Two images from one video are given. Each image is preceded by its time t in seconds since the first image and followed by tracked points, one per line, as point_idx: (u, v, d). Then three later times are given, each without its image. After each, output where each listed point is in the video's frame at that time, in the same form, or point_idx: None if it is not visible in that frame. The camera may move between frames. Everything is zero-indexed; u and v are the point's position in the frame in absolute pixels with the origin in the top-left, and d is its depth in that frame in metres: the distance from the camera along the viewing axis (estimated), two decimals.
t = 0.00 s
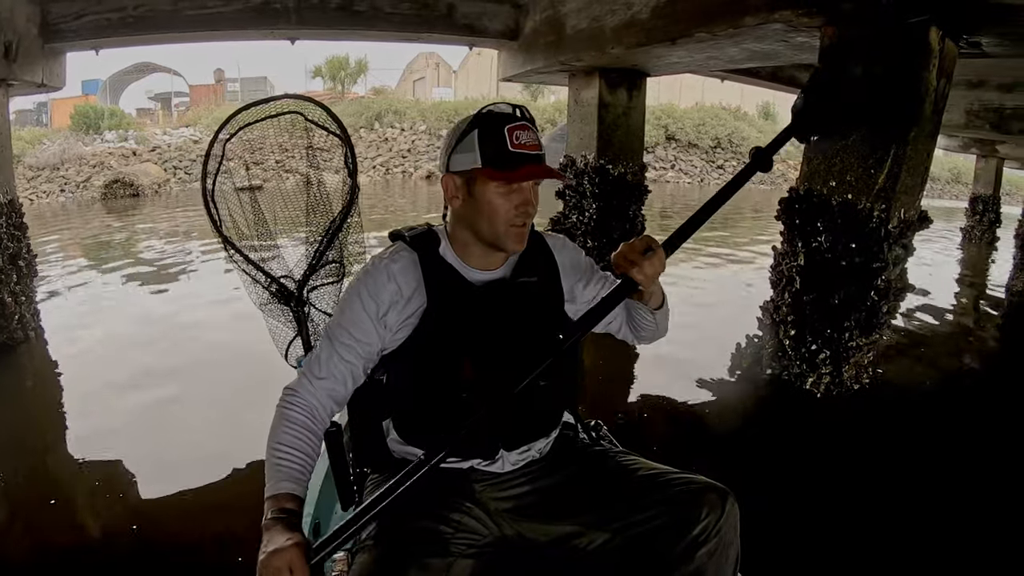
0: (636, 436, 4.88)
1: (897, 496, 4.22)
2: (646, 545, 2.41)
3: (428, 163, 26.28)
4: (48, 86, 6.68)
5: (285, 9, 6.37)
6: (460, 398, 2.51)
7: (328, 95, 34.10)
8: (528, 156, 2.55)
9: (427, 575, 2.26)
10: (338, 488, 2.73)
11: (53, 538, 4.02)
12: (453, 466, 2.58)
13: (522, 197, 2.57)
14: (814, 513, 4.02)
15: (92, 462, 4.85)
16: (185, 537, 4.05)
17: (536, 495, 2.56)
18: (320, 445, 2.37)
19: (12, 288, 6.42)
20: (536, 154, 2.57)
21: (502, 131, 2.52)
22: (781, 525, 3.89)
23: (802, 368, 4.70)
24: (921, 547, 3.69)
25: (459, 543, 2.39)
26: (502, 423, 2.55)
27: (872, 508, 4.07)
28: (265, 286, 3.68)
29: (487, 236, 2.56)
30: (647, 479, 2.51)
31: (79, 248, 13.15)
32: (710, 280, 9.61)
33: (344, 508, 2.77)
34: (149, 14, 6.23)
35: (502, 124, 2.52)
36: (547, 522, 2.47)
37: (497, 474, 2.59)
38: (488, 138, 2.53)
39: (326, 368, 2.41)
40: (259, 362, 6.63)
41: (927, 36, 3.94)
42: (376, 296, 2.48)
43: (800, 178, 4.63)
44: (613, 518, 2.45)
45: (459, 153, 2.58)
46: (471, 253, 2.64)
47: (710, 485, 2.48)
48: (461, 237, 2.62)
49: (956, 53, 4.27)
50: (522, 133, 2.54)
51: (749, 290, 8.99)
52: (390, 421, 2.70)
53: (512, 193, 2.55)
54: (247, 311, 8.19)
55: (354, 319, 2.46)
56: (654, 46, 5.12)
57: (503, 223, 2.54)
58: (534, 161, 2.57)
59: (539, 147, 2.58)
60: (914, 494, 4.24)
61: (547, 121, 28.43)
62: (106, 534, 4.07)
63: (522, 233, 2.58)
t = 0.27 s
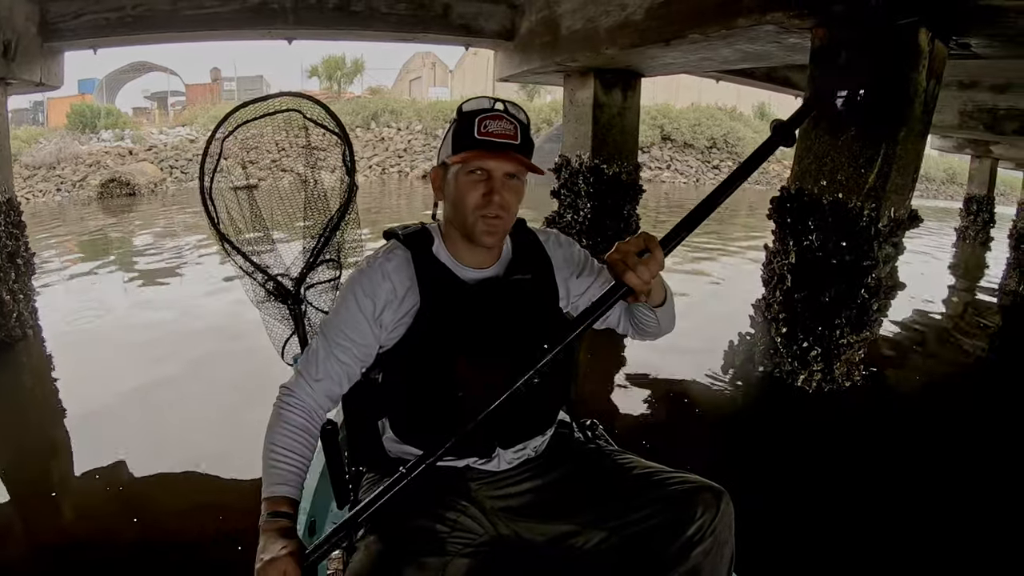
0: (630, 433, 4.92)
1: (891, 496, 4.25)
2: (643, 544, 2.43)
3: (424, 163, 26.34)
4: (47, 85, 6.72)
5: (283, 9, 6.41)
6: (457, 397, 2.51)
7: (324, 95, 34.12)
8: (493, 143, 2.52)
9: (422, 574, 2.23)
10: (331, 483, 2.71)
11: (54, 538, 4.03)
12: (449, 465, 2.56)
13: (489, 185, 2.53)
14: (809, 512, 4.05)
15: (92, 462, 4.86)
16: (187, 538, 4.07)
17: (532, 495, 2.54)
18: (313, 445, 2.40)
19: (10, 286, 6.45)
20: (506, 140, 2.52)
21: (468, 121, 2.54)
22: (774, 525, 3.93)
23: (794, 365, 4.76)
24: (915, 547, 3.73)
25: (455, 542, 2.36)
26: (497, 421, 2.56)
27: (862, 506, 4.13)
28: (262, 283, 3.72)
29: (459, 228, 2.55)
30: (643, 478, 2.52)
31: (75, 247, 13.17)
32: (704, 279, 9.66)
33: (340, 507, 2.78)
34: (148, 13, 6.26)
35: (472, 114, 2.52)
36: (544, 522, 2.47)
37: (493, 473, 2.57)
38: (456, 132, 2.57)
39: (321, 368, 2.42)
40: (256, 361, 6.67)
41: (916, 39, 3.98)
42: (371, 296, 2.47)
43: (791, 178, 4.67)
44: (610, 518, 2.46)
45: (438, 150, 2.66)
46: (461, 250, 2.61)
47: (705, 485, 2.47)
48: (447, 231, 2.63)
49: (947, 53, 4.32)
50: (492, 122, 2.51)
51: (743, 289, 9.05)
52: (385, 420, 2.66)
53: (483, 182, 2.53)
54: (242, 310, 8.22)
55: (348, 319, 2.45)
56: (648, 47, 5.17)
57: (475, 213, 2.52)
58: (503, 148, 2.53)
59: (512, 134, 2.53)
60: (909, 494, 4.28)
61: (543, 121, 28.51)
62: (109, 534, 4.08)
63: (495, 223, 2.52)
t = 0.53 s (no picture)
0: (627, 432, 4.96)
1: (885, 497, 4.28)
2: (644, 540, 2.35)
3: (423, 163, 26.40)
4: (48, 84, 6.77)
5: (283, 10, 6.48)
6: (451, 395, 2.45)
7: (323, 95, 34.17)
8: (494, 139, 2.54)
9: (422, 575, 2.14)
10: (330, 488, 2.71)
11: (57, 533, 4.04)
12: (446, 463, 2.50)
13: (490, 180, 2.55)
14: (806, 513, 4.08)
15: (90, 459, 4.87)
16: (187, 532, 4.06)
17: (531, 494, 2.47)
18: (311, 437, 2.39)
19: (12, 283, 6.51)
20: (506, 137, 2.54)
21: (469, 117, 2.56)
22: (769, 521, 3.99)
23: (788, 361, 4.79)
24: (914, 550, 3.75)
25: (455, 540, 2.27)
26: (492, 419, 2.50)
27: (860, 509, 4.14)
28: (257, 284, 3.76)
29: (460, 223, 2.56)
30: (642, 474, 2.47)
31: (76, 246, 13.23)
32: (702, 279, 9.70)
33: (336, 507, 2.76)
34: (149, 14, 6.32)
35: (473, 111, 2.54)
36: (543, 519, 2.40)
37: (490, 471, 2.51)
38: (459, 128, 2.59)
39: (318, 358, 2.42)
40: (253, 361, 6.68)
41: (906, 41, 4.02)
42: (366, 288, 2.43)
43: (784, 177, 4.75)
44: (610, 514, 2.40)
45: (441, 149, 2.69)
46: (461, 248, 2.61)
47: (702, 481, 2.44)
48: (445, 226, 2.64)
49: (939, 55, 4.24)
50: (494, 118, 2.54)
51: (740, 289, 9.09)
52: (383, 417, 2.61)
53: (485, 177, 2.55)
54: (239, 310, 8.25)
55: (345, 310, 2.43)
56: (644, 48, 5.24)
57: (474, 208, 2.54)
58: (503, 143, 2.55)
59: (513, 132, 2.55)
60: (903, 496, 4.29)
61: (541, 121, 28.58)
62: (110, 531, 4.08)
63: (493, 220, 2.53)
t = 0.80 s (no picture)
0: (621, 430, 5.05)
1: (877, 499, 4.30)
2: (635, 541, 2.38)
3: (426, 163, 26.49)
4: (54, 82, 6.86)
5: (287, 11, 6.57)
6: (435, 397, 2.47)
7: (326, 94, 34.27)
8: (489, 141, 2.60)
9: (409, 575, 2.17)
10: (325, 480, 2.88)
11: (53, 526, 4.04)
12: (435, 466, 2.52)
13: (484, 181, 2.62)
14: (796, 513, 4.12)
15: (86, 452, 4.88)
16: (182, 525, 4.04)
17: (521, 495, 2.50)
18: (297, 413, 2.43)
19: (17, 278, 6.61)
20: (500, 140, 2.61)
21: (466, 119, 2.62)
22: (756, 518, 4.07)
23: (780, 361, 4.91)
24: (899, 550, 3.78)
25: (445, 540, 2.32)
26: (479, 423, 2.52)
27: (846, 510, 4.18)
28: (246, 287, 3.70)
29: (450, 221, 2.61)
30: (633, 475, 2.49)
31: (80, 242, 13.33)
32: (699, 280, 9.79)
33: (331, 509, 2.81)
34: (154, 13, 6.40)
35: (469, 113, 2.60)
36: (535, 521, 2.45)
37: (480, 473, 2.53)
38: (455, 127, 2.64)
39: (305, 342, 2.49)
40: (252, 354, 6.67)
41: (896, 45, 4.02)
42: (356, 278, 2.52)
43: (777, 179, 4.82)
44: (600, 514, 2.43)
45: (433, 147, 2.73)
46: (449, 249, 2.65)
47: (695, 480, 2.43)
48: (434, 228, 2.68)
49: (931, 62, 4.37)
50: (488, 120, 2.60)
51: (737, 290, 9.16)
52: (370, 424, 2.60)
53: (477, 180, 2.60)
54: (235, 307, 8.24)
55: (332, 298, 2.51)
56: (641, 51, 5.32)
57: (467, 210, 2.58)
58: (497, 145, 2.61)
59: (506, 134, 2.62)
60: (898, 499, 4.30)
61: (544, 122, 28.64)
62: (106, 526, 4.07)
63: (485, 222, 2.59)
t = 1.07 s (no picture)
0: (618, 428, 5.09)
1: (871, 503, 4.33)
2: (627, 543, 2.35)
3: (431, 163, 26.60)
4: (63, 82, 6.96)
5: (292, 12, 6.65)
6: (428, 396, 2.47)
7: (332, 94, 34.41)
8: (509, 154, 2.54)
9: None
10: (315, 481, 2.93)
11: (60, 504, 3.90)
12: (424, 465, 2.45)
13: (500, 194, 2.55)
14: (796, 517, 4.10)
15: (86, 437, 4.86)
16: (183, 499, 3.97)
17: (512, 497, 2.44)
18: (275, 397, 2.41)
19: (26, 274, 6.72)
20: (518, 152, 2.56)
21: (486, 127, 2.51)
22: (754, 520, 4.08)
23: (775, 359, 4.92)
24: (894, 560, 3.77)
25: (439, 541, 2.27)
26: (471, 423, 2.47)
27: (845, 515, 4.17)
28: (243, 285, 3.77)
29: (463, 231, 2.54)
30: (625, 477, 2.46)
31: (88, 240, 13.47)
32: (701, 281, 9.83)
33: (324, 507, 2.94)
34: (161, 15, 6.52)
35: (488, 122, 2.50)
36: (526, 520, 2.39)
37: (471, 474, 2.47)
38: (473, 134, 2.50)
39: (294, 330, 2.49)
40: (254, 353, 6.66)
41: (889, 46, 4.08)
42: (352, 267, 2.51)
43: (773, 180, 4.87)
44: (592, 515, 2.39)
45: (440, 147, 2.55)
46: (445, 250, 2.62)
47: (687, 484, 2.42)
48: (437, 232, 2.60)
49: (926, 62, 4.47)
50: (505, 131, 2.54)
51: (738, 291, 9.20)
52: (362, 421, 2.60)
53: (493, 189, 2.53)
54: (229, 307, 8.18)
55: (326, 288, 2.50)
56: (640, 53, 5.39)
57: (481, 220, 2.52)
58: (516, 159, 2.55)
59: (520, 144, 2.57)
60: (892, 502, 4.34)
61: (549, 123, 28.69)
62: (116, 500, 3.95)
63: (500, 231, 2.57)
